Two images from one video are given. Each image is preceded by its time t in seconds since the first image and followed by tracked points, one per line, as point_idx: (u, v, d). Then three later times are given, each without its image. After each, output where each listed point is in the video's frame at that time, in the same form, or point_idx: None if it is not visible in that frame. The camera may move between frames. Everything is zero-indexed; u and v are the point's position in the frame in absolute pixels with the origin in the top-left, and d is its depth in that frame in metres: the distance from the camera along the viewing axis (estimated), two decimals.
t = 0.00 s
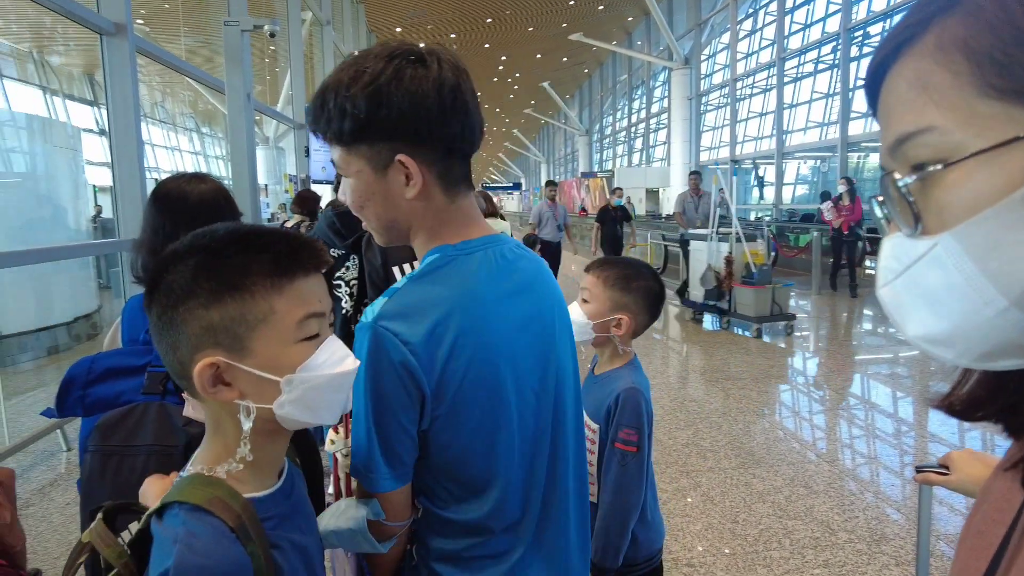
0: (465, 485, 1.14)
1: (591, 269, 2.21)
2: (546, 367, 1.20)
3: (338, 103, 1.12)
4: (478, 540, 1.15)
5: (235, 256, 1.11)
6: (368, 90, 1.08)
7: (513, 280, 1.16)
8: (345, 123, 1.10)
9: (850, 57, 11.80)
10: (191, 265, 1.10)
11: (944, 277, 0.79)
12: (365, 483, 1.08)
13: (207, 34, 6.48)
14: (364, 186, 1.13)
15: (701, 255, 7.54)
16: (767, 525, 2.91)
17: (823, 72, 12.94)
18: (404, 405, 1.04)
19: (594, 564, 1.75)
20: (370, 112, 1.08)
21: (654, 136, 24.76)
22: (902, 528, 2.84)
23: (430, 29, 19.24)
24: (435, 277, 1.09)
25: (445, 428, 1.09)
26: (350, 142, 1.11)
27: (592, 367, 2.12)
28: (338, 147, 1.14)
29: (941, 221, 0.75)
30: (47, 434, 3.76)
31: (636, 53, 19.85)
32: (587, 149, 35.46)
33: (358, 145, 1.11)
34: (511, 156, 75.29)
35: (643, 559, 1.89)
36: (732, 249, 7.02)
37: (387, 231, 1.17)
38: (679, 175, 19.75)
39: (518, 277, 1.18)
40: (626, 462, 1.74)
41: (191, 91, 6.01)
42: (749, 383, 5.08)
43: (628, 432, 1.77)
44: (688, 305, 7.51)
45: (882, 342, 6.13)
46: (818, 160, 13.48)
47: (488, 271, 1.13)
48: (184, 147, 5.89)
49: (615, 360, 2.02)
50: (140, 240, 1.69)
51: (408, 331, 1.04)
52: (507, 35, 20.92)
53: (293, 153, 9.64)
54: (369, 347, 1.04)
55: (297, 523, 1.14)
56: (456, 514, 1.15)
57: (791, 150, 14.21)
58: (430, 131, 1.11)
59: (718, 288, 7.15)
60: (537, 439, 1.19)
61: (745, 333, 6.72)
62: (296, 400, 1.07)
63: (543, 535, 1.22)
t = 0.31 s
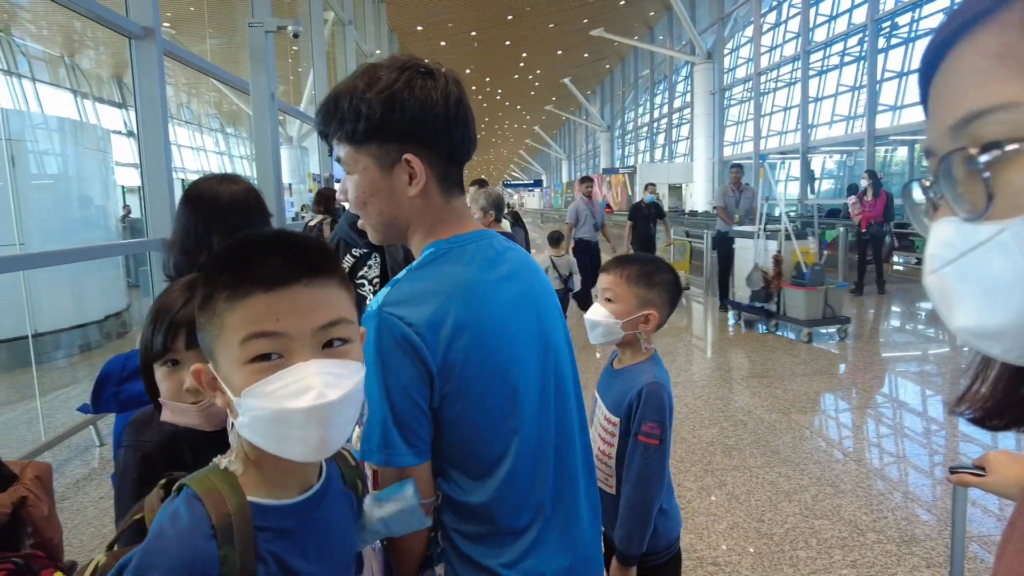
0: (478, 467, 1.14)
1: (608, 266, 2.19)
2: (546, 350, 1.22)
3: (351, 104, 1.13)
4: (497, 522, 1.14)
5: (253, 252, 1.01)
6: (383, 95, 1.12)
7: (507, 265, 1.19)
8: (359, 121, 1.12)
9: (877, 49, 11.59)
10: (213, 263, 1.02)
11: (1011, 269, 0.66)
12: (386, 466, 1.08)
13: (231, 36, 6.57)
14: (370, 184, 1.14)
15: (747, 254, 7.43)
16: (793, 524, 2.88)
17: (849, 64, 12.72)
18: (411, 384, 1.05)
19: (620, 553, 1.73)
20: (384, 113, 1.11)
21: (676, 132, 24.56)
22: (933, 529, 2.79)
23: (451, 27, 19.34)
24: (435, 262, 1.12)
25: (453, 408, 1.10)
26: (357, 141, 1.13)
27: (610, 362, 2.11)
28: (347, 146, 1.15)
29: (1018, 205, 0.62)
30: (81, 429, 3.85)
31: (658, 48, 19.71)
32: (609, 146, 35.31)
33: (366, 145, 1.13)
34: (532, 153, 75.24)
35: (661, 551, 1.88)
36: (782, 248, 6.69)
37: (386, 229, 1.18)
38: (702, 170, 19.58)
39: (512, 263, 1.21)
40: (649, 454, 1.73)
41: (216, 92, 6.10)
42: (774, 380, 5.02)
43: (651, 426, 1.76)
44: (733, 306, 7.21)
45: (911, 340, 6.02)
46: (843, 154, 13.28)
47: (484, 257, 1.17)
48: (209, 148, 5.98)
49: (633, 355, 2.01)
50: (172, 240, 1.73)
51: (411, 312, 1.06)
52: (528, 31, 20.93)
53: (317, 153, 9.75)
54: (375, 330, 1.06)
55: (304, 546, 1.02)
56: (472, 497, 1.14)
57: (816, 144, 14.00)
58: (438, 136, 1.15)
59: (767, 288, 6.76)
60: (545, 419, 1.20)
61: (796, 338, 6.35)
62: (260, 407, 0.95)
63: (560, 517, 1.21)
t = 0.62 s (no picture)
0: (517, 439, 1.19)
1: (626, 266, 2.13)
2: (561, 337, 1.31)
3: (414, 110, 1.21)
4: (529, 496, 1.18)
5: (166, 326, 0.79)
6: (443, 105, 1.23)
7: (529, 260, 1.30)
8: (421, 125, 1.20)
9: (896, 45, 11.43)
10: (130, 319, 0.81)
11: None
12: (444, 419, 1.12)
13: (247, 37, 6.61)
14: (424, 183, 1.23)
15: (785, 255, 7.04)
16: (811, 525, 2.86)
17: (866, 60, 12.56)
18: (474, 342, 1.11)
19: (642, 552, 1.74)
20: (448, 121, 1.22)
21: (691, 130, 24.41)
22: (953, 531, 2.75)
23: (464, 26, 19.34)
24: (483, 245, 1.19)
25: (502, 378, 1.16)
26: (415, 142, 1.21)
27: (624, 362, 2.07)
28: (404, 146, 1.21)
29: None
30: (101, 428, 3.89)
31: (671, 46, 19.60)
32: (623, 144, 35.17)
33: (422, 147, 1.22)
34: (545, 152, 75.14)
35: (678, 548, 1.88)
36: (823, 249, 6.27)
37: (427, 225, 1.26)
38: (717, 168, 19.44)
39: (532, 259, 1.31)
40: (669, 452, 1.73)
41: (232, 93, 6.14)
42: (791, 380, 4.98)
43: (671, 423, 1.76)
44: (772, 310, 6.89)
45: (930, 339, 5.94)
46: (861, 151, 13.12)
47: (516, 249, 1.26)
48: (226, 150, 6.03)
49: (648, 356, 1.97)
50: (193, 242, 1.75)
51: (474, 282, 1.12)
52: (541, 30, 20.88)
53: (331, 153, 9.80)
54: (442, 299, 1.11)
55: None
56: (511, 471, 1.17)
57: (833, 141, 13.85)
58: (479, 143, 1.27)
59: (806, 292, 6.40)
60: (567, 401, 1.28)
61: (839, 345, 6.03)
62: (155, 531, 0.70)
63: (578, 499, 1.27)
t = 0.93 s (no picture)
0: (529, 412, 1.22)
1: (637, 264, 2.09)
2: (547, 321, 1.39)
3: (455, 105, 1.25)
4: (540, 467, 1.23)
5: None
6: (476, 103, 1.29)
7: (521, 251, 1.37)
8: (460, 121, 1.25)
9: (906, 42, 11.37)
10: None
11: None
12: (472, 389, 1.11)
13: (256, 39, 6.66)
14: (456, 175, 1.25)
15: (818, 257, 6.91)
16: (819, 525, 2.85)
17: (876, 59, 12.50)
18: (505, 316, 1.14)
19: (653, 547, 1.74)
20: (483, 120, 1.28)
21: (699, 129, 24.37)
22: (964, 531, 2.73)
23: (472, 26, 19.37)
24: (496, 232, 1.24)
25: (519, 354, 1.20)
26: (452, 135, 1.24)
27: (636, 360, 2.05)
28: (444, 140, 1.24)
29: None
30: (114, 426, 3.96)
31: (680, 45, 19.58)
32: (631, 143, 35.13)
33: (457, 140, 1.25)
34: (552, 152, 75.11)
35: (690, 545, 1.88)
36: (859, 251, 6.20)
37: (450, 219, 1.26)
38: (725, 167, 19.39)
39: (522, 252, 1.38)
40: (684, 448, 1.73)
41: (241, 94, 6.17)
42: (798, 379, 4.96)
43: (684, 420, 1.75)
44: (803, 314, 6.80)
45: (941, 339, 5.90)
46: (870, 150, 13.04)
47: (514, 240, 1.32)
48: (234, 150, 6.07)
49: (660, 355, 1.95)
50: (202, 240, 1.76)
51: (500, 262, 1.16)
52: (548, 29, 20.88)
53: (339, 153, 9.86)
54: (476, 276, 1.13)
55: None
56: (526, 442, 1.22)
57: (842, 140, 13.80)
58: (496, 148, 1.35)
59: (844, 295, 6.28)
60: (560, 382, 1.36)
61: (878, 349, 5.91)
62: None
63: (573, 472, 1.34)
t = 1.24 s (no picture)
0: (513, 420, 1.22)
1: (650, 261, 2.06)
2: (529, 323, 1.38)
3: (440, 104, 1.24)
4: (522, 470, 1.23)
5: None
6: (462, 99, 1.28)
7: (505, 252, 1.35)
8: (445, 121, 1.24)
9: (914, 40, 11.31)
10: None
11: None
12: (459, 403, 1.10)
13: (263, 38, 6.68)
14: (440, 177, 1.25)
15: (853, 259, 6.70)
16: (827, 524, 2.84)
17: (884, 56, 12.43)
18: (492, 327, 1.12)
19: (676, 552, 1.73)
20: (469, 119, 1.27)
21: (705, 128, 24.31)
22: (974, 530, 2.72)
23: (477, 25, 19.35)
24: (481, 240, 1.22)
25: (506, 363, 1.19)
26: (437, 136, 1.24)
27: (650, 360, 2.04)
28: (428, 141, 1.24)
29: None
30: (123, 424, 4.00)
31: (686, 43, 19.52)
32: (637, 142, 35.05)
33: (441, 140, 1.25)
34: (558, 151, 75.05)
35: (707, 546, 1.87)
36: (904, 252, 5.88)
37: (434, 221, 1.27)
38: (732, 166, 19.33)
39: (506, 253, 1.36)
40: (705, 448, 1.73)
41: (248, 93, 6.19)
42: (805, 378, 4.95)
43: (705, 420, 1.75)
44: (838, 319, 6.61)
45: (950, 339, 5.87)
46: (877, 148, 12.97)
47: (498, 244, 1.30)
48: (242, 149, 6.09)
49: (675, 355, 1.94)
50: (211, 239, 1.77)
51: (487, 272, 1.14)
52: (554, 28, 20.86)
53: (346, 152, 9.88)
54: (466, 288, 1.10)
55: None
56: (510, 449, 1.21)
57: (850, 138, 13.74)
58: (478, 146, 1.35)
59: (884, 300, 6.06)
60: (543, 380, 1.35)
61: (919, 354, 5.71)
62: None
63: (553, 470, 1.34)
